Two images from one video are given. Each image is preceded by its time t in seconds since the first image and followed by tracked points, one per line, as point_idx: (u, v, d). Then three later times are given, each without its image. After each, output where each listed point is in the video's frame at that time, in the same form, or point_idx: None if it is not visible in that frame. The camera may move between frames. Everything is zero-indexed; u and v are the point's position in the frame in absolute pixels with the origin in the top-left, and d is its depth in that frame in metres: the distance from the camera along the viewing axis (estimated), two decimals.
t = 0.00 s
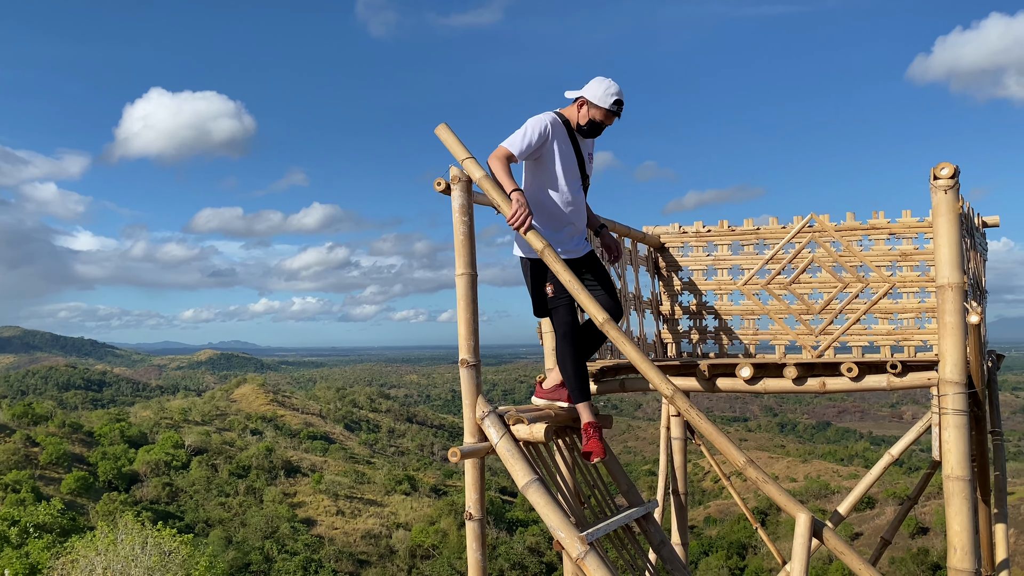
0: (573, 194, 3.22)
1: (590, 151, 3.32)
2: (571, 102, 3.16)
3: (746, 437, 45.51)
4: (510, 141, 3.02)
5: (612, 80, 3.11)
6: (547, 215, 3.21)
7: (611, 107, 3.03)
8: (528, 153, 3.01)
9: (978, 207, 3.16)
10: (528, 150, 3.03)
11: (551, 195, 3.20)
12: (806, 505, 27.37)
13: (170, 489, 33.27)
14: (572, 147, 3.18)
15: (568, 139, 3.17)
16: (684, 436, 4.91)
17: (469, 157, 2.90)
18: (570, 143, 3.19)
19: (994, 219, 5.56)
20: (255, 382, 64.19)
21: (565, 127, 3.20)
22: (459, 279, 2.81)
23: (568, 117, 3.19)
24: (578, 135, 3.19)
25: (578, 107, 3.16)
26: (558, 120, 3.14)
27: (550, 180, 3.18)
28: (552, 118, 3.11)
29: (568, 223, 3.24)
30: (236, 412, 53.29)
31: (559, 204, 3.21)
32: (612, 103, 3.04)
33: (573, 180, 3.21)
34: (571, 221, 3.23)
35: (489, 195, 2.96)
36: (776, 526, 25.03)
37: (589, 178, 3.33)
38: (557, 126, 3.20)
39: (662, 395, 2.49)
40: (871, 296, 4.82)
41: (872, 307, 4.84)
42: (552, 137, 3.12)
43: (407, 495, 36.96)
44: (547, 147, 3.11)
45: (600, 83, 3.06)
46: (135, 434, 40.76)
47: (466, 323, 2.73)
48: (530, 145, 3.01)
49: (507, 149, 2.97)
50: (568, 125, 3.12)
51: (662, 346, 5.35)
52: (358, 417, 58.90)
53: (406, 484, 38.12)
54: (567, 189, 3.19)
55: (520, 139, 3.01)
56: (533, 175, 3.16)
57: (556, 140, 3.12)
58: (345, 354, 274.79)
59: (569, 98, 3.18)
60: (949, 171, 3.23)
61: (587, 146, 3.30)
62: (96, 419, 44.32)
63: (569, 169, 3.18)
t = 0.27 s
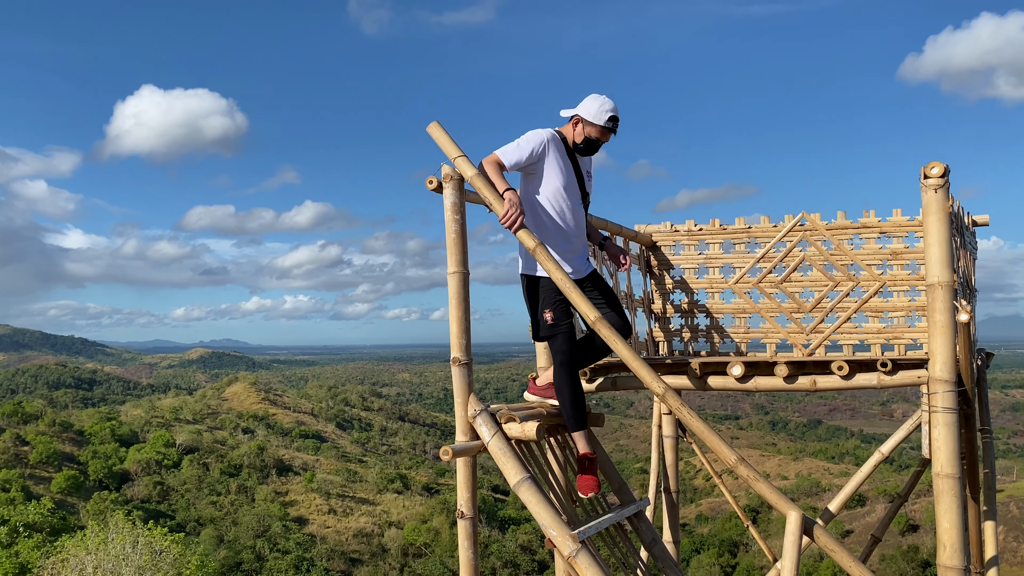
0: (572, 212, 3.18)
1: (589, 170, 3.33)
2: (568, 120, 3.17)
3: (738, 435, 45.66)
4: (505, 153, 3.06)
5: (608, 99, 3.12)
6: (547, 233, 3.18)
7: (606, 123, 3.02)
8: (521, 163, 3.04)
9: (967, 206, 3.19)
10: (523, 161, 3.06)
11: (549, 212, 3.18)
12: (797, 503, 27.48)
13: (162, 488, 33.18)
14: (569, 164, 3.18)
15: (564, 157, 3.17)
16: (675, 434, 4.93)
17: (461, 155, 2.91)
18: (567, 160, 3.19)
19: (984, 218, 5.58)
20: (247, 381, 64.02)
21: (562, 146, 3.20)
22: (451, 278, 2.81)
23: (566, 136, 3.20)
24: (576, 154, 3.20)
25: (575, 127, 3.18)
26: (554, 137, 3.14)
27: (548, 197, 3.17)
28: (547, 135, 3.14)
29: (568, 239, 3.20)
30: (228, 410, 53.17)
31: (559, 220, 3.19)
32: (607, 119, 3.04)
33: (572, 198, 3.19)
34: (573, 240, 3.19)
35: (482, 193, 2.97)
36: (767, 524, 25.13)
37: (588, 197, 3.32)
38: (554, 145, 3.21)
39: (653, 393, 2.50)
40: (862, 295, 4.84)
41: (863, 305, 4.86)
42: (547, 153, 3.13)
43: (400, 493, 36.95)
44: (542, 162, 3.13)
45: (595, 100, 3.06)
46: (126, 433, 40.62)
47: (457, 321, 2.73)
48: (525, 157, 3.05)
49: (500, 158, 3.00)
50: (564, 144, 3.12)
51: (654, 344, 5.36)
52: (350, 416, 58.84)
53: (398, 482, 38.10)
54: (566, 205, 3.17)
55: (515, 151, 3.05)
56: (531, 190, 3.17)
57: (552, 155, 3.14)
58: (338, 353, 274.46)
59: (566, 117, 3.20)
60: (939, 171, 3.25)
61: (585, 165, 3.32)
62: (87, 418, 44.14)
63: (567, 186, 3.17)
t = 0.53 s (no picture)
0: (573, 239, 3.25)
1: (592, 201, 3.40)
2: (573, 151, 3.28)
3: (728, 431, 45.81)
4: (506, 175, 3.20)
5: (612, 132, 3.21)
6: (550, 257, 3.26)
7: (609, 155, 3.11)
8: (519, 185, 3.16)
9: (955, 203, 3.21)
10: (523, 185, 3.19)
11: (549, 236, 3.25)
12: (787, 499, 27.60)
13: (151, 485, 33.07)
14: (572, 193, 3.25)
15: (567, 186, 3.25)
16: (666, 431, 4.95)
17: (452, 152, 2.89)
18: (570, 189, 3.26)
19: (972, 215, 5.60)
20: (237, 378, 63.78)
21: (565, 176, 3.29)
22: (441, 274, 2.81)
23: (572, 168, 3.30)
24: (579, 185, 3.29)
25: (579, 158, 3.28)
26: (556, 166, 3.25)
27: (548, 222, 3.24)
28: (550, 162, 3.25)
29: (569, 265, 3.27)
30: (217, 407, 52.99)
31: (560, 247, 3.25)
32: (609, 151, 3.12)
33: (574, 225, 3.26)
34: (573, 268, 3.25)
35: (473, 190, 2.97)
36: (757, 520, 25.22)
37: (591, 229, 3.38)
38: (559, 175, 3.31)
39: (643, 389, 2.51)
40: (851, 291, 4.85)
41: (852, 302, 4.88)
42: (546, 180, 3.23)
43: (390, 490, 36.91)
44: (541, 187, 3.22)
45: (597, 133, 3.17)
46: (115, 430, 40.43)
47: (448, 316, 2.72)
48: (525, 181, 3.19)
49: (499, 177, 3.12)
50: (565, 172, 3.21)
51: (644, 340, 5.36)
52: (341, 413, 58.73)
53: (389, 479, 38.07)
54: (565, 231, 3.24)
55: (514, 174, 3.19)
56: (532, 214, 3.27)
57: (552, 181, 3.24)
58: (330, 350, 273.98)
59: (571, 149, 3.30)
60: (928, 168, 3.27)
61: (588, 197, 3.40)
62: (76, 415, 43.91)
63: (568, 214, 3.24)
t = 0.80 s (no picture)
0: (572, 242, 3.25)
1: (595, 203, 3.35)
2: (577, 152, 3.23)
3: (716, 425, 46.03)
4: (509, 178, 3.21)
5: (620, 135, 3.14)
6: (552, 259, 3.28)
7: (615, 159, 3.05)
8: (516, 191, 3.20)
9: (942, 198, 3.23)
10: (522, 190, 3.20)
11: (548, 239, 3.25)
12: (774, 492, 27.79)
13: (139, 480, 32.94)
14: (574, 197, 3.22)
15: (570, 185, 3.21)
16: (655, 425, 4.97)
17: (442, 146, 2.89)
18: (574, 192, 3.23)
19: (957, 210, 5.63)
20: (225, 373, 63.54)
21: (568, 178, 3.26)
22: (430, 268, 2.81)
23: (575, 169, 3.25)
24: (582, 187, 3.24)
25: (583, 161, 3.23)
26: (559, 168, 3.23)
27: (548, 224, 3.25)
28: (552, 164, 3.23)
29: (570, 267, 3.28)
30: (205, 402, 52.83)
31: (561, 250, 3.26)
32: (616, 156, 3.07)
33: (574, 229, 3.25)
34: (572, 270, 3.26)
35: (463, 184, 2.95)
36: (745, 514, 25.35)
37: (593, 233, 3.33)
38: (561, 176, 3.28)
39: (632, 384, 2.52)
40: (838, 286, 4.87)
41: (840, 296, 4.90)
42: (547, 182, 3.22)
43: (379, 485, 36.92)
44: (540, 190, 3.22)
45: (604, 136, 3.09)
46: (102, 426, 40.24)
47: (437, 312, 2.73)
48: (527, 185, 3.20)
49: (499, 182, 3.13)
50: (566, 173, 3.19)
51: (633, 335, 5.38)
52: (329, 408, 58.63)
53: (378, 474, 38.06)
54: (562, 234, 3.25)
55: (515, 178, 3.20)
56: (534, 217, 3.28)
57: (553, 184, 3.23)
58: (321, 345, 273.56)
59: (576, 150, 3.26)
60: (915, 163, 3.28)
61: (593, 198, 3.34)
62: (62, 411, 43.66)
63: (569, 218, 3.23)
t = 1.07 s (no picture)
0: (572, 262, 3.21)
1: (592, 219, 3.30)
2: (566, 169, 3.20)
3: (700, 416, 46.30)
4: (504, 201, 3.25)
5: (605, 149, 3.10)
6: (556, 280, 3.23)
7: (602, 173, 3.02)
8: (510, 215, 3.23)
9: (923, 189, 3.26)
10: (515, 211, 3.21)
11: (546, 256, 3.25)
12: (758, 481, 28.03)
13: (123, 473, 32.76)
14: (568, 215, 3.20)
15: (561, 205, 3.20)
16: (640, 415, 5.00)
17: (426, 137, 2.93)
18: (567, 212, 3.21)
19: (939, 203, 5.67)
20: (210, 365, 63.18)
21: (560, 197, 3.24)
22: (415, 260, 2.82)
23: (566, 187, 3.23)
24: (574, 203, 3.21)
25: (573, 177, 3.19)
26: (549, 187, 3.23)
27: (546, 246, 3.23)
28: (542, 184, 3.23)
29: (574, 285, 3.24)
30: (190, 394, 52.57)
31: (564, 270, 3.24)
32: (604, 169, 3.04)
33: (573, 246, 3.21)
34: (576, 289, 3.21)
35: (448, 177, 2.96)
36: (729, 503, 25.54)
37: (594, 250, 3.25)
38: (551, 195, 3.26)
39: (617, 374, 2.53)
40: (821, 277, 4.90)
41: (822, 288, 4.94)
42: (538, 203, 3.23)
43: (365, 476, 36.93)
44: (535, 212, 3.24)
45: (590, 151, 3.06)
46: (86, 418, 39.95)
47: (422, 304, 2.73)
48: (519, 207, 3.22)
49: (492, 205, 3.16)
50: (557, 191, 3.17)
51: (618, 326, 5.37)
52: (315, 400, 58.47)
53: (364, 465, 38.06)
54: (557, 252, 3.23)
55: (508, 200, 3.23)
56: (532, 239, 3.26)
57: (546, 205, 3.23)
58: (309, 338, 272.87)
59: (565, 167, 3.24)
60: (898, 154, 3.30)
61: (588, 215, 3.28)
62: (44, 403, 43.29)
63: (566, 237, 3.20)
